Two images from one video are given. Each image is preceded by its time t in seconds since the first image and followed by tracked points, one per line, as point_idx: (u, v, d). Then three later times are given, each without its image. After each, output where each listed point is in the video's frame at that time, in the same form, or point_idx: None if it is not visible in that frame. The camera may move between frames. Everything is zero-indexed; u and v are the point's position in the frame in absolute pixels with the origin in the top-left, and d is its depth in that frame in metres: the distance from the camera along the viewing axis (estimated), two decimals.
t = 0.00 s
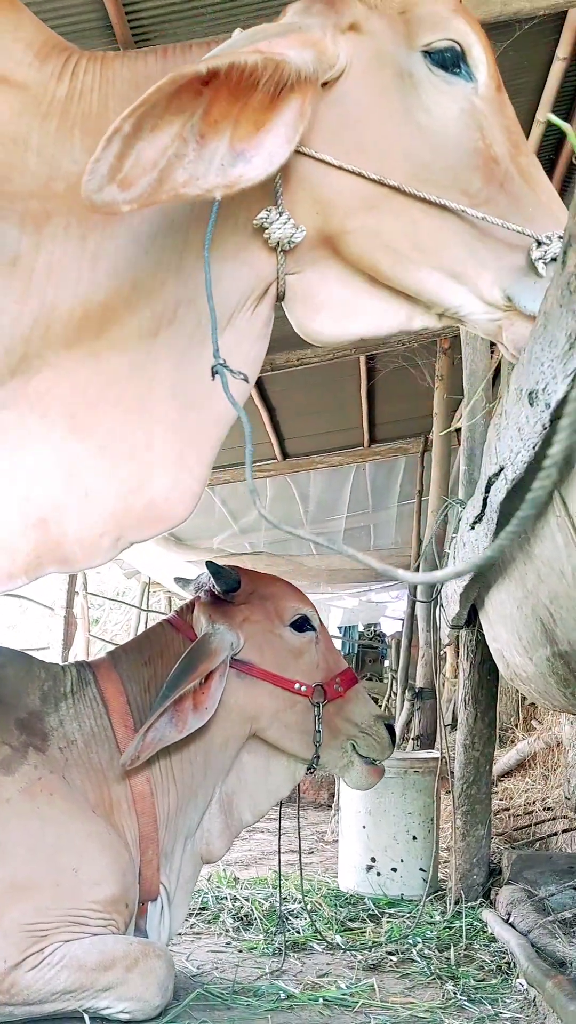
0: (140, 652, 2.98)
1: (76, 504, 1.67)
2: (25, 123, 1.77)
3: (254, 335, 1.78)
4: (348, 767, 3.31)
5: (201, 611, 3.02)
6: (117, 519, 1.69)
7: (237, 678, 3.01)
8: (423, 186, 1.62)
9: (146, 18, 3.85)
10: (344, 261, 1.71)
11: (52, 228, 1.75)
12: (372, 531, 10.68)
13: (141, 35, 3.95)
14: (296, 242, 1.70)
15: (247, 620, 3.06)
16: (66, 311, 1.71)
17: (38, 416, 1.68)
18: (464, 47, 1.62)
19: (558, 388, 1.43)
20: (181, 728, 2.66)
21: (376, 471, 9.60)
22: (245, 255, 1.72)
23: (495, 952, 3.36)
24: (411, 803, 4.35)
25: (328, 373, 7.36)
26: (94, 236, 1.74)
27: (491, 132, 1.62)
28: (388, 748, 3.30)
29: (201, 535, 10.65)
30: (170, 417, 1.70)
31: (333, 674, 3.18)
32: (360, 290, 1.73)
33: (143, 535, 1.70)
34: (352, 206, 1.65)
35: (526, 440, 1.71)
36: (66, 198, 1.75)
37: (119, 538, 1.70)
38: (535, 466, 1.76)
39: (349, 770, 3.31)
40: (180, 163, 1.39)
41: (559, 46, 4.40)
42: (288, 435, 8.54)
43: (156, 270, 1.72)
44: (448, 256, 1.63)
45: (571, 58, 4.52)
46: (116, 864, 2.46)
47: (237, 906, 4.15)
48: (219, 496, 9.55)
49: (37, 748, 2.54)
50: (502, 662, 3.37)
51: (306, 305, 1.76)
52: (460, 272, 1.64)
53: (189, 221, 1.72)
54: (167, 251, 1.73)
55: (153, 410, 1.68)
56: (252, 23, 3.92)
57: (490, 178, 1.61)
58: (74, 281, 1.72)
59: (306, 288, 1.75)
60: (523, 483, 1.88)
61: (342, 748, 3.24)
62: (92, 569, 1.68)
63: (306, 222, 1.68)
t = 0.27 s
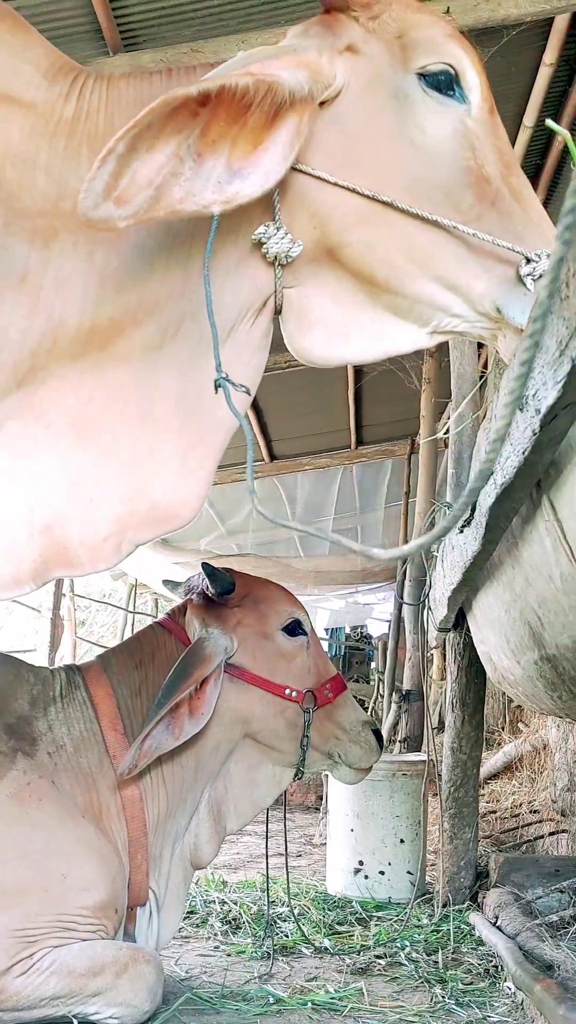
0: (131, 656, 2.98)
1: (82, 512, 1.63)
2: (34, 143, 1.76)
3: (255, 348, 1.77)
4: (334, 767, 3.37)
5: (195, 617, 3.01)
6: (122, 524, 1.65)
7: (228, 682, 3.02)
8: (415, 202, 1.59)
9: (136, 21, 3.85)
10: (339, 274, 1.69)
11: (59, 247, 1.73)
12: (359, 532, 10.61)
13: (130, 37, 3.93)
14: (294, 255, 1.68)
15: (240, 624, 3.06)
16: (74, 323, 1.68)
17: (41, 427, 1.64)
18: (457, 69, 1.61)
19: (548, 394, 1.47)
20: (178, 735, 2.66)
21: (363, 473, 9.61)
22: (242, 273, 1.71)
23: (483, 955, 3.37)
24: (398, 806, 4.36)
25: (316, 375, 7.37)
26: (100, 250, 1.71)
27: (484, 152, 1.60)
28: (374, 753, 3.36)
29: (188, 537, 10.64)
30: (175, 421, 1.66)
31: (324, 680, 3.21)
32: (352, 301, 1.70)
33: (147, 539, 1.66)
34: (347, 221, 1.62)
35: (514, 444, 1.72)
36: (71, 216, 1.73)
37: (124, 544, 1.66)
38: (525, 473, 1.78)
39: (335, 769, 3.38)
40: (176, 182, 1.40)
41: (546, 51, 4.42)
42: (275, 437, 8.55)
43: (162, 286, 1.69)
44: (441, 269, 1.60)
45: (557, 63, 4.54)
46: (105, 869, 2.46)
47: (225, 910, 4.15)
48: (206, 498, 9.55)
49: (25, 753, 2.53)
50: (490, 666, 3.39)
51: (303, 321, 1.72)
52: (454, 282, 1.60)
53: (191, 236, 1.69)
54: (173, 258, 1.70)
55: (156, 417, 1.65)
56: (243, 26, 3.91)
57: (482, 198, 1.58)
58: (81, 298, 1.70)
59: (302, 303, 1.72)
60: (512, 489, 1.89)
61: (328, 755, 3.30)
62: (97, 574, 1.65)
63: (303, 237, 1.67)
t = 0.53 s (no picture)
0: (135, 655, 2.99)
1: (115, 513, 1.56)
2: (69, 156, 1.70)
3: (285, 355, 1.70)
4: (329, 776, 3.35)
5: (200, 617, 3.01)
6: (156, 527, 1.57)
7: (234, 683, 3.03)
8: (434, 207, 1.57)
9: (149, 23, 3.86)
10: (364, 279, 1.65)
11: (93, 259, 1.66)
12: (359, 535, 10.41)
13: (143, 39, 3.94)
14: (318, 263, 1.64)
15: (246, 625, 3.08)
16: (108, 329, 1.63)
17: (73, 429, 1.58)
18: (477, 75, 1.60)
19: (562, 400, 1.49)
20: (184, 734, 2.67)
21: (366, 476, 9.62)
22: (268, 280, 1.66)
23: (481, 960, 3.38)
24: (398, 810, 4.37)
25: (320, 378, 7.39)
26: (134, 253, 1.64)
27: (504, 156, 1.58)
28: (373, 760, 3.33)
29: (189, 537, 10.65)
30: (209, 426, 1.61)
31: (327, 683, 3.23)
32: (376, 308, 1.68)
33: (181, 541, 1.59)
34: (368, 225, 1.59)
35: (526, 451, 1.73)
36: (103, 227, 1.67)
37: (155, 547, 1.59)
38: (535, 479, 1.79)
39: (330, 779, 3.35)
40: (195, 189, 1.39)
41: (557, 60, 4.45)
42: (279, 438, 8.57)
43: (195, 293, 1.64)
44: (462, 274, 1.57)
45: (568, 72, 4.55)
46: (106, 867, 2.46)
47: (223, 910, 4.15)
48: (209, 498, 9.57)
49: (29, 750, 2.54)
50: (492, 671, 3.40)
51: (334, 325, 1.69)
52: (471, 287, 1.57)
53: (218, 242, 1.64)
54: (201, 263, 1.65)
55: (189, 420, 1.60)
56: (256, 25, 3.92)
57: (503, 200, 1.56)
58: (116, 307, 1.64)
59: (333, 306, 1.69)
60: (522, 495, 1.90)
61: (325, 759, 3.28)
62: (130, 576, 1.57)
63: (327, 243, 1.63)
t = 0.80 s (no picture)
0: (131, 658, 2.98)
1: (133, 524, 1.65)
2: (90, 178, 1.78)
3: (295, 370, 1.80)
4: (319, 784, 3.32)
5: (198, 619, 3.01)
6: (173, 535, 1.66)
7: (230, 687, 3.03)
8: (447, 232, 1.62)
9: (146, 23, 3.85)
10: (374, 296, 1.69)
11: (116, 276, 1.75)
12: (356, 537, 10.42)
13: (140, 39, 3.92)
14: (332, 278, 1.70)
15: (243, 628, 3.10)
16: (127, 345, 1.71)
17: (94, 438, 1.66)
18: (493, 99, 1.64)
19: (559, 404, 1.48)
20: (179, 737, 2.68)
21: (361, 478, 9.62)
22: (281, 300, 1.74)
23: (476, 963, 3.37)
24: (393, 813, 4.36)
25: (316, 380, 7.38)
26: (156, 270, 1.73)
27: (515, 179, 1.63)
28: (369, 766, 3.31)
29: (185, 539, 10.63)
30: (223, 440, 1.70)
31: (323, 687, 3.23)
32: (387, 322, 1.70)
33: (197, 551, 1.67)
34: (379, 243, 1.64)
35: (524, 454, 1.72)
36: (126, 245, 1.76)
37: (173, 556, 1.66)
38: (532, 482, 1.78)
39: (319, 787, 3.32)
40: (220, 210, 1.45)
41: (553, 63, 4.45)
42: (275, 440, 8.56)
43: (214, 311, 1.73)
44: (467, 295, 1.62)
45: (566, 75, 4.55)
46: (102, 871, 2.46)
47: (218, 913, 4.14)
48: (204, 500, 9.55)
49: (23, 754, 2.53)
50: (488, 674, 3.39)
51: (336, 344, 1.74)
52: (478, 308, 1.62)
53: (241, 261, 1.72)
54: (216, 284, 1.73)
55: (203, 436, 1.69)
56: (251, 30, 3.96)
57: (514, 221, 1.62)
58: (137, 323, 1.72)
59: (341, 323, 1.73)
60: (519, 498, 1.89)
61: (316, 763, 3.27)
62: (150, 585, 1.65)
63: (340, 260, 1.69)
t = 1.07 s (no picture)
0: (119, 665, 2.96)
1: (152, 536, 1.82)
2: (103, 194, 1.94)
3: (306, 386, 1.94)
4: (320, 786, 3.33)
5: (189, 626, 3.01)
6: (188, 549, 1.84)
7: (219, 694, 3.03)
8: (450, 255, 1.74)
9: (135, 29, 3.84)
10: (378, 315, 1.83)
11: (139, 288, 1.92)
12: (346, 542, 10.41)
13: (129, 46, 3.94)
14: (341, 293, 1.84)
15: (235, 635, 3.11)
16: (152, 365, 1.89)
17: (118, 460, 1.84)
18: (499, 130, 1.75)
19: (551, 411, 1.48)
20: (171, 746, 2.71)
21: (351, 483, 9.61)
22: (291, 315, 1.88)
23: (465, 969, 3.37)
24: (383, 819, 4.35)
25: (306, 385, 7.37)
26: (177, 284, 1.92)
27: (516, 208, 1.74)
28: (360, 764, 3.38)
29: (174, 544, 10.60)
30: (237, 459, 1.87)
31: (312, 692, 3.23)
32: (391, 340, 1.84)
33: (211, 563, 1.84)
34: (380, 266, 1.78)
35: (515, 462, 1.73)
36: (146, 257, 1.93)
37: (188, 568, 1.84)
38: (523, 489, 1.79)
39: (320, 789, 3.33)
40: (249, 232, 1.62)
41: (543, 70, 4.46)
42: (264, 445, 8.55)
43: (235, 322, 1.91)
44: (463, 315, 1.74)
45: (555, 83, 4.58)
46: (88, 879, 2.45)
47: (207, 920, 4.13)
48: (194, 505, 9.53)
49: (8, 763, 2.51)
50: (478, 680, 3.40)
51: (344, 360, 1.89)
52: (476, 332, 1.74)
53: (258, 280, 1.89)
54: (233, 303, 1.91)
55: (220, 455, 1.86)
56: (243, 35, 3.97)
57: (511, 252, 1.73)
58: (164, 334, 1.90)
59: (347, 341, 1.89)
60: (510, 505, 1.89)
61: (315, 766, 3.28)
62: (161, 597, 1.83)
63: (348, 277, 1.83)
